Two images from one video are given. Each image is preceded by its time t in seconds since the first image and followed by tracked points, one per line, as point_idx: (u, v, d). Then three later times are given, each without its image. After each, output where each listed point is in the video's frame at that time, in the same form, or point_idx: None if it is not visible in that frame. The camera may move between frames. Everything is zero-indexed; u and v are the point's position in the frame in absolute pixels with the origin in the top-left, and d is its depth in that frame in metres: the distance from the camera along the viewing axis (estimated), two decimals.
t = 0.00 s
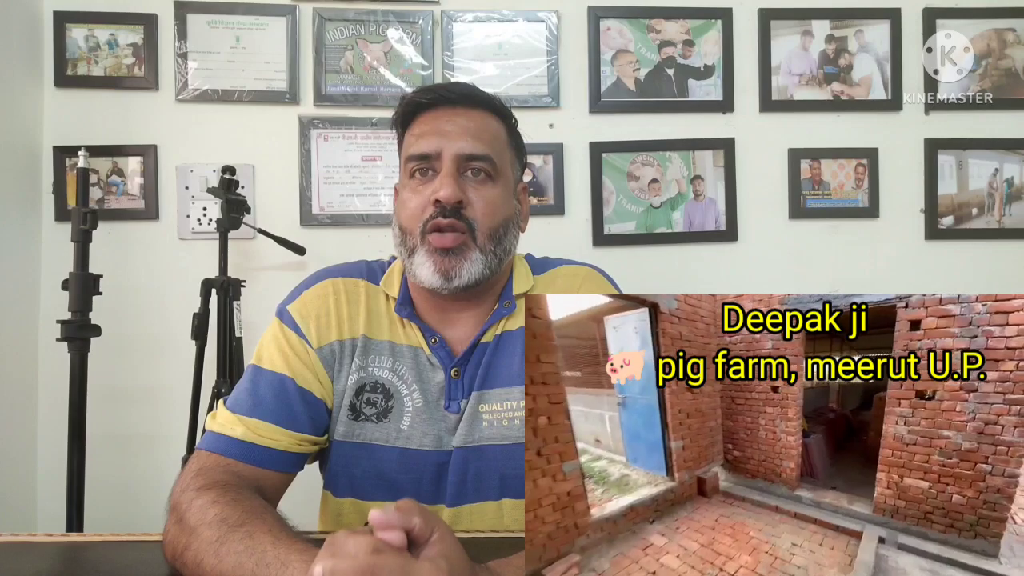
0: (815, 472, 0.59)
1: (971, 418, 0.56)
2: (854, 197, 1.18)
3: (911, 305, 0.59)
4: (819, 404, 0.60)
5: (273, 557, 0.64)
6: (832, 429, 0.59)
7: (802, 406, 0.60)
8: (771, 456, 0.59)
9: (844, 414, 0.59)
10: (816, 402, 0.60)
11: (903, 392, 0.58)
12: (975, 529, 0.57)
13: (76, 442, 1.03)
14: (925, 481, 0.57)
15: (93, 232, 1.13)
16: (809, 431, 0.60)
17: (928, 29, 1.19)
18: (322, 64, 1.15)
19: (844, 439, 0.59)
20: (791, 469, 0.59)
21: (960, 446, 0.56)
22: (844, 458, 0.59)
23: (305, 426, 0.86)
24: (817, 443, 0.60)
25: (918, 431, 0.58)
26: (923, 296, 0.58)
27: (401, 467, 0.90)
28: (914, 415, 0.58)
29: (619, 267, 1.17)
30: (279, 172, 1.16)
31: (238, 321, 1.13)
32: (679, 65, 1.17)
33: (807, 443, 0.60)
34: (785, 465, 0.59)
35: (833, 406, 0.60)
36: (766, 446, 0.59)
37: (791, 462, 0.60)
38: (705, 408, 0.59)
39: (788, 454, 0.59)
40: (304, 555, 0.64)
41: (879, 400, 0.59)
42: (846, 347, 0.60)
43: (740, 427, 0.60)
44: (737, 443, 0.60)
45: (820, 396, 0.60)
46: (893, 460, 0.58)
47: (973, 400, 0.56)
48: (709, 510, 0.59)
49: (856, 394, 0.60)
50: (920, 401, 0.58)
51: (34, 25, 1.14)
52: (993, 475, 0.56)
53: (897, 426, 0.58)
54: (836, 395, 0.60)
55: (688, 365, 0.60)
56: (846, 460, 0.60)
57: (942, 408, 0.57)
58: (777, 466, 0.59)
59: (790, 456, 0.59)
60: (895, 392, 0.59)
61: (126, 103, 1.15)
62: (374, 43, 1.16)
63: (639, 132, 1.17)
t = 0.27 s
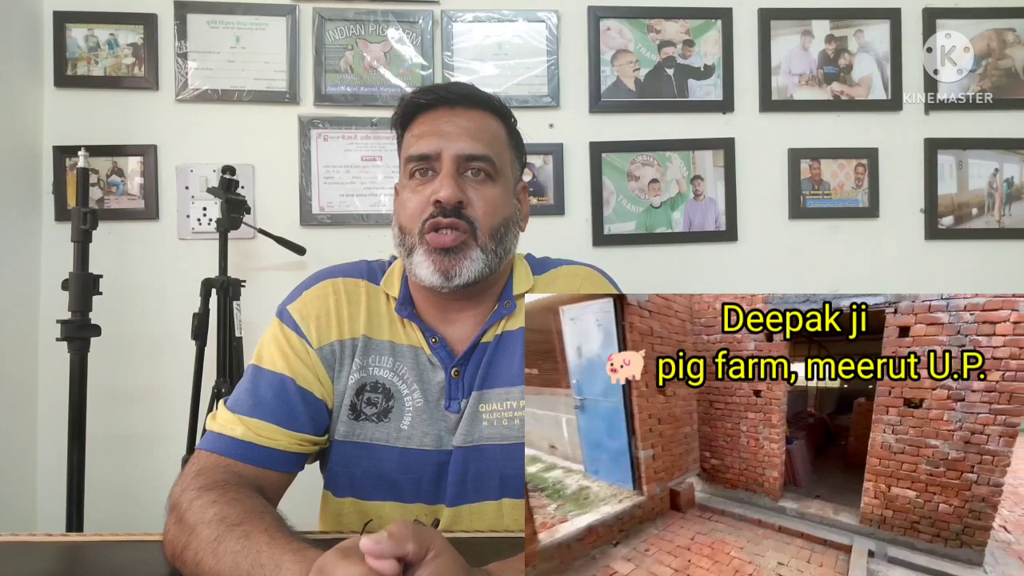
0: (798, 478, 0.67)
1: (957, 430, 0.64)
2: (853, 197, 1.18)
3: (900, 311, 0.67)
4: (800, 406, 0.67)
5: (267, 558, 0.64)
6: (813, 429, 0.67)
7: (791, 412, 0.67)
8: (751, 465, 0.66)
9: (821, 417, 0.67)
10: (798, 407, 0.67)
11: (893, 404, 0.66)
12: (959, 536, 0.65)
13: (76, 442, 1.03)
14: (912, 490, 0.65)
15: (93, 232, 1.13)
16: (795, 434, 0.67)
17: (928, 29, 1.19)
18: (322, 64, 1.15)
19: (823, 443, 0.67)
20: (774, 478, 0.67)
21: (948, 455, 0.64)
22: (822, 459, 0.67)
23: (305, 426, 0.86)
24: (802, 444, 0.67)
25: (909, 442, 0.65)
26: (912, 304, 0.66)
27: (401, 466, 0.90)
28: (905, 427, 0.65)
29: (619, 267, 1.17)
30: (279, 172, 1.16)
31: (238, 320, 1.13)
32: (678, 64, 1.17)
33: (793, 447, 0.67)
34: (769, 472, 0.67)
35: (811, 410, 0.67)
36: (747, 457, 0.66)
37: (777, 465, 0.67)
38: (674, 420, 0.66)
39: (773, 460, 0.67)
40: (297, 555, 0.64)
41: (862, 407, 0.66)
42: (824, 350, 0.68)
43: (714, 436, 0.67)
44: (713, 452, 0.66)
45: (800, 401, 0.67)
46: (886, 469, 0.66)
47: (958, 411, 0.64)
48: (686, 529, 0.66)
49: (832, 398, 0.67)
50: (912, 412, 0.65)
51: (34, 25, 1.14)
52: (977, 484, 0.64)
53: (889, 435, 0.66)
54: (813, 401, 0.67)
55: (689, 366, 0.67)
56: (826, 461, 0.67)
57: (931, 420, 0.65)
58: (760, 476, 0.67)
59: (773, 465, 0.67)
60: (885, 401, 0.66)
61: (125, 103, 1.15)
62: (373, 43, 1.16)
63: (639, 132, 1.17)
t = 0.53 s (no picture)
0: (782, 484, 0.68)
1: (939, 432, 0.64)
2: (854, 197, 1.18)
3: (888, 314, 0.66)
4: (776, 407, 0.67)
5: (261, 536, 0.64)
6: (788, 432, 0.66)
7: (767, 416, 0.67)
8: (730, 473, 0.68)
9: (797, 420, 0.66)
10: (774, 410, 0.67)
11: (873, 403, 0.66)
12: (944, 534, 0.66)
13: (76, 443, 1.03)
14: (899, 490, 0.65)
15: (93, 233, 1.13)
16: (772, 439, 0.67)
17: (929, 28, 1.19)
18: (322, 64, 1.15)
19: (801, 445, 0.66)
20: (759, 486, 0.68)
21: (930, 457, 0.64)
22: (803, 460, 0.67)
23: (302, 423, 0.88)
24: (781, 449, 0.67)
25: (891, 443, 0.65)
26: (898, 306, 0.66)
27: (401, 467, 0.90)
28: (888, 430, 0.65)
29: (619, 268, 1.17)
30: (279, 172, 1.16)
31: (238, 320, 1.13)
32: (678, 64, 1.17)
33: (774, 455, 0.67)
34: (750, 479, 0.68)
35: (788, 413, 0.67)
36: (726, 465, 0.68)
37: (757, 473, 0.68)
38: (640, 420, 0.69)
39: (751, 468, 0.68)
40: (290, 531, 0.64)
41: (842, 408, 0.66)
42: (805, 351, 0.68)
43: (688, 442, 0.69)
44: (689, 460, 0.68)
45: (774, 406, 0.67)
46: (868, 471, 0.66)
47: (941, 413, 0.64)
48: (664, 549, 0.68)
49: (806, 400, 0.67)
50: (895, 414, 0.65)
51: (34, 25, 1.14)
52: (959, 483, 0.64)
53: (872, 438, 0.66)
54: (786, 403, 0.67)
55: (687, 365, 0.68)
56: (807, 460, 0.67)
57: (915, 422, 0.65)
58: (742, 484, 0.68)
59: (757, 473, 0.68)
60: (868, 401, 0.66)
61: (125, 103, 1.15)
62: (373, 43, 1.16)
63: (639, 132, 1.17)
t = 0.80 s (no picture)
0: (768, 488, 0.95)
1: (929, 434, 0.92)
2: (853, 198, 1.19)
3: (879, 314, 0.94)
4: (760, 411, 0.94)
5: (303, 454, 0.91)
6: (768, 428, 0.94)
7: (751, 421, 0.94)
8: (716, 483, 0.96)
9: (778, 420, 0.94)
10: (758, 413, 0.94)
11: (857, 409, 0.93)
12: (932, 531, 0.94)
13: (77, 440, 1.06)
14: (891, 490, 0.92)
15: (93, 233, 1.13)
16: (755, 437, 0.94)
17: (928, 28, 1.19)
18: (323, 65, 1.15)
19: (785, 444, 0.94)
20: (742, 492, 0.96)
21: (926, 456, 0.92)
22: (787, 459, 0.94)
23: (299, 420, 0.93)
24: (766, 450, 0.94)
25: (877, 443, 0.92)
26: (889, 307, 0.93)
27: (400, 472, 0.92)
28: (877, 433, 0.92)
29: (620, 267, 1.16)
30: (279, 172, 1.16)
31: (238, 320, 1.13)
32: (678, 65, 1.17)
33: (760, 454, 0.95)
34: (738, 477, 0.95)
35: (768, 415, 0.94)
36: (709, 476, 0.95)
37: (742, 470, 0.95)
38: (612, 434, 0.95)
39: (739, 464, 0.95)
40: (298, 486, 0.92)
41: (826, 411, 0.93)
42: (778, 351, 0.95)
43: (674, 458, 0.95)
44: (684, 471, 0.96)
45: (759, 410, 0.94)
46: (857, 467, 0.93)
47: (930, 416, 0.92)
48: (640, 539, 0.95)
49: (784, 403, 0.94)
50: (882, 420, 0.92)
51: (35, 25, 1.14)
52: (947, 481, 0.93)
53: (862, 439, 0.92)
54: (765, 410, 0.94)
55: (688, 366, 0.95)
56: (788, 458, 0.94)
57: (913, 429, 0.92)
58: (729, 492, 0.96)
59: (743, 481, 0.95)
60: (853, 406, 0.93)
61: (125, 103, 1.15)
62: (373, 43, 1.16)
63: (639, 132, 1.18)
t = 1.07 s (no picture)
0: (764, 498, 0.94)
1: (935, 442, 0.92)
2: (853, 198, 1.19)
3: (882, 313, 0.93)
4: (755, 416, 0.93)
5: (310, 459, 0.89)
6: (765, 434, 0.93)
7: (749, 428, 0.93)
8: (706, 496, 0.94)
9: (773, 425, 0.93)
10: (752, 418, 0.93)
11: (860, 417, 0.93)
12: (940, 544, 0.93)
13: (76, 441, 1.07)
14: (894, 502, 0.92)
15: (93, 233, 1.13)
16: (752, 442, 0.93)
17: (928, 29, 1.19)
18: (323, 65, 1.15)
19: (780, 449, 0.93)
20: (737, 504, 0.93)
21: (933, 466, 0.92)
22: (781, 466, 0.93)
23: (302, 419, 0.94)
24: (762, 458, 0.93)
25: (881, 451, 0.92)
26: (892, 307, 0.93)
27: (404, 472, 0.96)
28: (884, 443, 0.92)
29: (620, 268, 1.16)
30: (278, 172, 1.16)
31: (238, 320, 1.13)
32: (678, 65, 1.17)
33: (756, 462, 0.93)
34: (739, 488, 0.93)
35: (764, 420, 0.93)
36: (699, 489, 0.93)
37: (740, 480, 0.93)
38: (590, 445, 0.91)
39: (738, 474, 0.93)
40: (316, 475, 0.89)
41: (822, 416, 0.94)
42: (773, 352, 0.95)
43: (662, 470, 0.93)
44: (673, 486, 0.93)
45: (754, 415, 0.93)
46: (863, 477, 0.92)
47: (937, 423, 0.92)
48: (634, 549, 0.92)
49: (779, 408, 0.94)
50: (888, 429, 0.92)
51: (35, 26, 1.14)
52: (956, 492, 0.93)
53: (866, 447, 0.92)
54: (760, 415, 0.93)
55: (688, 366, 0.93)
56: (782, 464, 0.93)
57: (920, 438, 0.92)
58: (722, 505, 0.94)
59: (738, 494, 0.93)
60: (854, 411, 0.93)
61: (125, 103, 1.15)
62: (373, 43, 1.16)
63: (639, 131, 1.18)
